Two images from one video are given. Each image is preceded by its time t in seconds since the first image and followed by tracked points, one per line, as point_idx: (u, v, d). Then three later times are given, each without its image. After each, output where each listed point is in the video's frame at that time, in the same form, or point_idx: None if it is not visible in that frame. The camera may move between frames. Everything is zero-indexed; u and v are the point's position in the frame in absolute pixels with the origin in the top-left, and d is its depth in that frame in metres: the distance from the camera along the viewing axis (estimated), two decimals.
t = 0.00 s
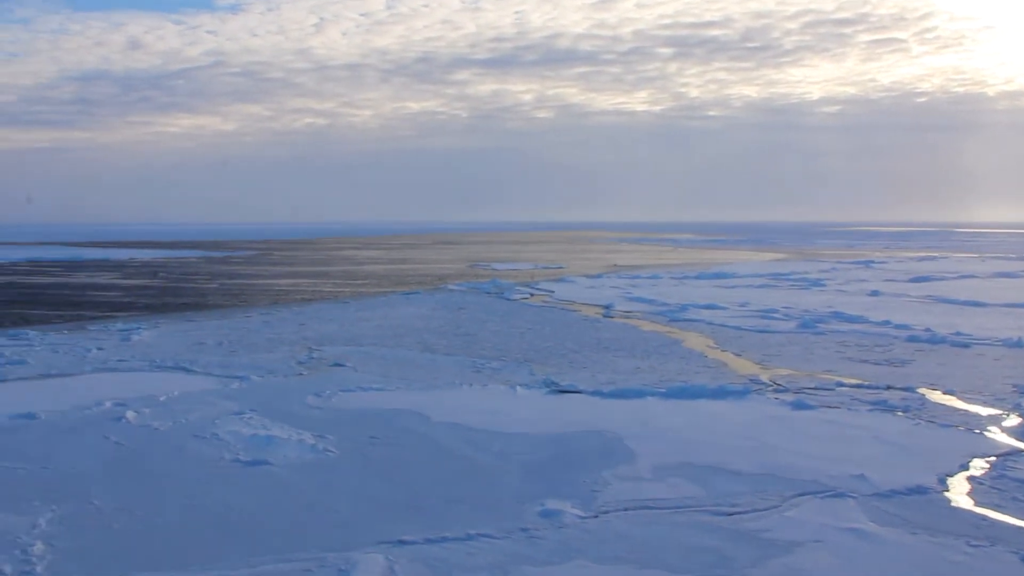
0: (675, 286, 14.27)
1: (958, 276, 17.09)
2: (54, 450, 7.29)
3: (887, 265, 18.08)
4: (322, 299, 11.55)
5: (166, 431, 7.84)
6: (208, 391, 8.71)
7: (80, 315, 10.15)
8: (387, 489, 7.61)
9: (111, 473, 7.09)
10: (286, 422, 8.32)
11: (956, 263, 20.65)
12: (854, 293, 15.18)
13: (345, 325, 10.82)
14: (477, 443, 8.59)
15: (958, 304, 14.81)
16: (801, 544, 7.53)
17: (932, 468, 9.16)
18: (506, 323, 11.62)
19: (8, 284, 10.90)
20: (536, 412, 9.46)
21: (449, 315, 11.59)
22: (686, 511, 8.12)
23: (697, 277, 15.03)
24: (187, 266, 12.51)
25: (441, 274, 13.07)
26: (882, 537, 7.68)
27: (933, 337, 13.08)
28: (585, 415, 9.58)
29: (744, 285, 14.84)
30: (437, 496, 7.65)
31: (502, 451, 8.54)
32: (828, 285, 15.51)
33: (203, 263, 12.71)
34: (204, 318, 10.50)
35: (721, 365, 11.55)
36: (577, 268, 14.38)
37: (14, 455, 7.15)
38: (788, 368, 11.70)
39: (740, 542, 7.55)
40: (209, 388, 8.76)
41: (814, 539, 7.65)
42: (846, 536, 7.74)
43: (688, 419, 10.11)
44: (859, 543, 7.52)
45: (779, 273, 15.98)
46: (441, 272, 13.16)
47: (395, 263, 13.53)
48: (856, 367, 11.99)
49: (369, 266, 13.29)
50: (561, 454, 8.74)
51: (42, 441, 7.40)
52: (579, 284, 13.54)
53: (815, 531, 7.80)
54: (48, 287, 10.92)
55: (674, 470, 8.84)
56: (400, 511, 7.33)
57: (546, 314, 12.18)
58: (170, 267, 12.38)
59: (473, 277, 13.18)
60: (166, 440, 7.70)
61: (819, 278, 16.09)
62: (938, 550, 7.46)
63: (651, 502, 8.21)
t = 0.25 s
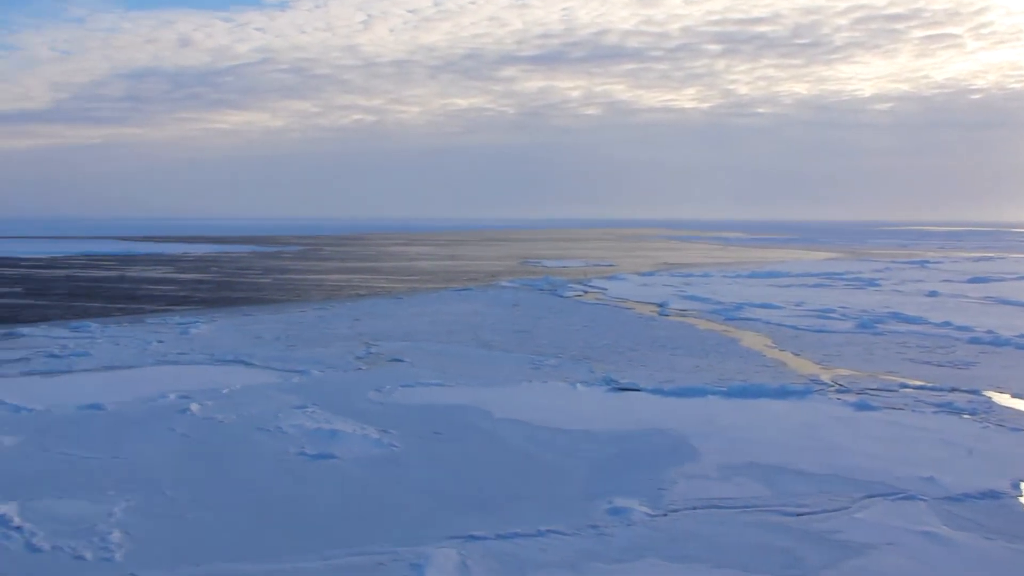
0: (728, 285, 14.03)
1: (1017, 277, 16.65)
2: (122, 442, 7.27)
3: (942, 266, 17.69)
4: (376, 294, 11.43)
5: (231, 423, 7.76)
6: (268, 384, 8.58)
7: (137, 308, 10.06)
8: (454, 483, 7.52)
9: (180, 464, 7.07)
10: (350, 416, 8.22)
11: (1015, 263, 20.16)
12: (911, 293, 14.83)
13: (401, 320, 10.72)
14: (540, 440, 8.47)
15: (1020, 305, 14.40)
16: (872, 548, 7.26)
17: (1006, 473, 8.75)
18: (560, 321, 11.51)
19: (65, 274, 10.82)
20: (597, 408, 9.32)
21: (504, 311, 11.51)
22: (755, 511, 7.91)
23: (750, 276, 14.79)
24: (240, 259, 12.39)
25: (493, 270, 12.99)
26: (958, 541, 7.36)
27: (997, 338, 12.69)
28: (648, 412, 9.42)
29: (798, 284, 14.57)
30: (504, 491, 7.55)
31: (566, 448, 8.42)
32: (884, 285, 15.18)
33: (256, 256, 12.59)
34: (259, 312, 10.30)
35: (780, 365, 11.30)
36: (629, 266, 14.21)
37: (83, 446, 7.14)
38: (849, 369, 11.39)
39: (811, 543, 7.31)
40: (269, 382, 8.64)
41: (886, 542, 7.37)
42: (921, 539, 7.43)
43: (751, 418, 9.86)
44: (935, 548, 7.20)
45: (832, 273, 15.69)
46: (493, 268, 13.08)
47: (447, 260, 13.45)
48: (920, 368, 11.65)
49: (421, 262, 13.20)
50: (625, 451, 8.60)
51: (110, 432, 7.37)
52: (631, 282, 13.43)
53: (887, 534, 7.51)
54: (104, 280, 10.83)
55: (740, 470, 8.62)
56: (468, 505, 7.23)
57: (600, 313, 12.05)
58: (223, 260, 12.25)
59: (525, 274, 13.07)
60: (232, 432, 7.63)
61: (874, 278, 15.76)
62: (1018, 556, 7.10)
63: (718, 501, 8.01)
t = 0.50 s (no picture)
0: (783, 284, 13.78)
1: None
2: (189, 429, 7.13)
3: (1001, 266, 17.23)
4: (430, 289, 11.29)
5: (296, 416, 7.64)
6: (329, 379, 8.42)
7: (195, 300, 9.89)
8: (522, 479, 7.43)
9: (248, 455, 6.97)
10: (413, 410, 8.11)
11: None
12: (971, 294, 14.43)
13: (457, 315, 10.59)
14: (605, 438, 8.36)
15: None
16: (949, 553, 6.92)
17: None
18: (615, 318, 11.36)
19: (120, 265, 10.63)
20: (659, 405, 9.19)
21: (559, 308, 11.42)
22: (828, 512, 7.63)
23: (804, 275, 14.53)
24: (291, 251, 12.21)
25: (546, 266, 12.89)
26: None
27: None
28: (711, 412, 9.25)
29: (854, 284, 14.27)
30: (572, 489, 7.45)
31: (630, 446, 8.30)
32: (942, 286, 14.82)
33: (308, 249, 12.41)
34: (315, 307, 10.12)
35: (841, 365, 11.00)
36: (680, 265, 14.02)
37: (150, 435, 6.97)
38: (914, 369, 11.01)
39: (887, 547, 7.02)
40: (330, 376, 8.49)
41: (966, 547, 7.01)
42: (1000, 545, 7.06)
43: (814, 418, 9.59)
44: (1017, 555, 6.82)
45: (888, 272, 15.37)
46: (546, 264, 12.99)
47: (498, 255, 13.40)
48: (988, 369, 11.26)
49: (472, 259, 13.06)
50: (691, 450, 8.45)
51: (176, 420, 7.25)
52: (684, 279, 13.28)
53: (966, 539, 7.16)
54: (159, 271, 10.67)
55: (810, 471, 8.37)
56: (537, 502, 7.14)
57: (655, 310, 11.87)
58: (275, 253, 12.06)
59: (578, 270, 12.95)
60: (297, 424, 7.53)
61: (931, 278, 15.40)
62: None
63: (790, 502, 7.77)
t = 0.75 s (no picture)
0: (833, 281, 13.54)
1: None
2: (249, 422, 7.03)
3: None
4: (479, 282, 11.14)
5: (353, 408, 7.53)
6: (384, 371, 8.28)
7: (246, 291, 9.74)
8: (583, 475, 7.30)
9: (308, 447, 6.87)
10: (469, 404, 8.00)
11: None
12: None
13: (507, 309, 10.44)
14: (664, 434, 8.22)
15: None
16: None
17: None
18: (666, 314, 11.19)
19: (171, 257, 10.47)
20: (716, 403, 9.02)
21: (609, 302, 11.30)
22: (894, 512, 7.31)
23: (855, 272, 14.27)
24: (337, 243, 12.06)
25: (594, 261, 12.78)
26: None
27: None
28: (770, 409, 9.07)
29: (907, 282, 13.96)
30: (634, 485, 7.31)
31: (689, 443, 8.14)
32: (997, 284, 14.44)
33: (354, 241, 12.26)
34: (365, 299, 9.94)
35: (897, 363, 10.69)
36: (727, 261, 13.82)
37: (210, 426, 6.89)
38: (975, 369, 10.61)
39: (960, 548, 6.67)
40: (384, 368, 8.33)
41: None
42: None
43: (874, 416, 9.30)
44: None
45: (940, 270, 15.04)
46: (594, 259, 12.89)
47: (544, 249, 13.25)
48: None
49: (517, 253, 12.90)
50: (752, 447, 8.27)
51: (235, 411, 7.14)
52: (733, 275, 13.11)
53: None
54: (209, 261, 10.54)
55: (875, 468, 8.09)
56: (600, 498, 7.01)
57: (705, 306, 11.68)
58: (322, 245, 11.91)
59: (626, 265, 12.82)
60: (355, 416, 7.44)
61: (985, 276, 15.02)
62: None
63: (855, 502, 7.51)
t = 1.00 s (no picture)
0: (880, 276, 13.32)
1: None
2: (305, 413, 6.91)
3: None
4: (525, 276, 10.99)
5: (408, 402, 7.40)
6: (436, 365, 8.14)
7: (294, 283, 9.62)
8: (644, 470, 7.16)
9: (367, 439, 6.75)
10: (524, 398, 7.87)
11: None
12: None
13: (554, 302, 10.30)
14: (723, 429, 8.06)
15: None
16: None
17: None
18: (714, 308, 11.02)
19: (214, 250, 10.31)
20: (772, 399, 8.84)
21: (656, 296, 11.14)
22: (962, 512, 7.04)
23: (902, 267, 14.03)
24: (379, 237, 11.93)
25: (637, 254, 12.64)
26: None
27: None
28: (827, 406, 8.88)
29: (955, 277, 13.69)
30: (696, 481, 7.16)
31: (748, 439, 7.97)
32: None
33: (396, 234, 12.13)
34: (412, 292, 9.79)
35: (953, 360, 10.42)
36: (771, 256, 13.62)
37: (266, 417, 6.76)
38: None
39: None
40: (436, 362, 8.20)
41: None
42: None
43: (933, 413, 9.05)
44: None
45: (989, 265, 14.76)
46: (637, 252, 12.75)
47: (586, 243, 13.10)
48: None
49: (560, 248, 12.74)
50: (812, 444, 8.08)
51: (292, 403, 7.02)
52: (778, 270, 12.94)
53: None
54: (254, 254, 10.41)
55: (938, 467, 7.83)
56: (663, 494, 6.86)
57: (752, 301, 11.50)
58: (364, 238, 11.77)
59: (670, 259, 12.67)
60: (411, 408, 7.31)
61: None
62: None
63: (921, 500, 7.25)
